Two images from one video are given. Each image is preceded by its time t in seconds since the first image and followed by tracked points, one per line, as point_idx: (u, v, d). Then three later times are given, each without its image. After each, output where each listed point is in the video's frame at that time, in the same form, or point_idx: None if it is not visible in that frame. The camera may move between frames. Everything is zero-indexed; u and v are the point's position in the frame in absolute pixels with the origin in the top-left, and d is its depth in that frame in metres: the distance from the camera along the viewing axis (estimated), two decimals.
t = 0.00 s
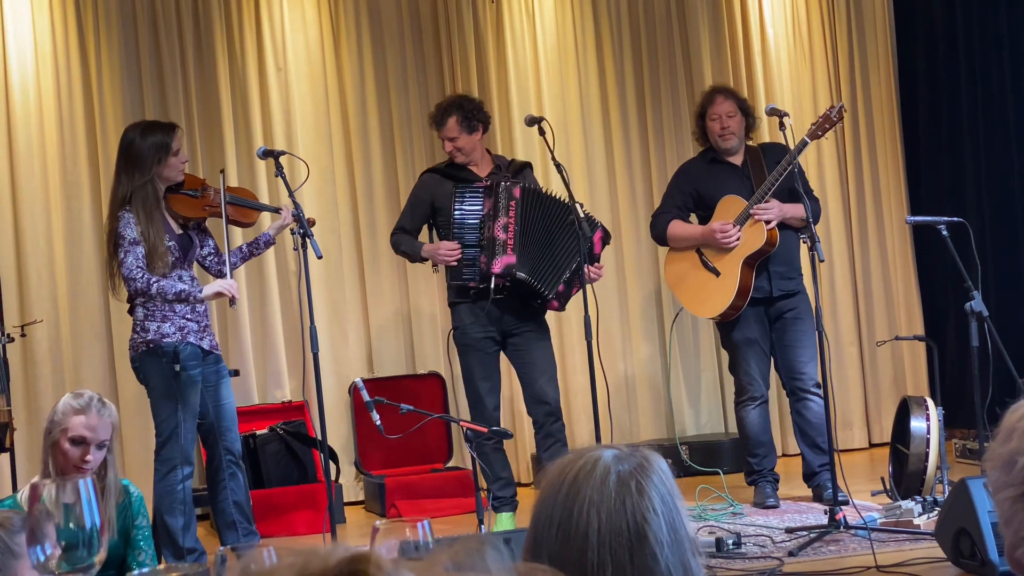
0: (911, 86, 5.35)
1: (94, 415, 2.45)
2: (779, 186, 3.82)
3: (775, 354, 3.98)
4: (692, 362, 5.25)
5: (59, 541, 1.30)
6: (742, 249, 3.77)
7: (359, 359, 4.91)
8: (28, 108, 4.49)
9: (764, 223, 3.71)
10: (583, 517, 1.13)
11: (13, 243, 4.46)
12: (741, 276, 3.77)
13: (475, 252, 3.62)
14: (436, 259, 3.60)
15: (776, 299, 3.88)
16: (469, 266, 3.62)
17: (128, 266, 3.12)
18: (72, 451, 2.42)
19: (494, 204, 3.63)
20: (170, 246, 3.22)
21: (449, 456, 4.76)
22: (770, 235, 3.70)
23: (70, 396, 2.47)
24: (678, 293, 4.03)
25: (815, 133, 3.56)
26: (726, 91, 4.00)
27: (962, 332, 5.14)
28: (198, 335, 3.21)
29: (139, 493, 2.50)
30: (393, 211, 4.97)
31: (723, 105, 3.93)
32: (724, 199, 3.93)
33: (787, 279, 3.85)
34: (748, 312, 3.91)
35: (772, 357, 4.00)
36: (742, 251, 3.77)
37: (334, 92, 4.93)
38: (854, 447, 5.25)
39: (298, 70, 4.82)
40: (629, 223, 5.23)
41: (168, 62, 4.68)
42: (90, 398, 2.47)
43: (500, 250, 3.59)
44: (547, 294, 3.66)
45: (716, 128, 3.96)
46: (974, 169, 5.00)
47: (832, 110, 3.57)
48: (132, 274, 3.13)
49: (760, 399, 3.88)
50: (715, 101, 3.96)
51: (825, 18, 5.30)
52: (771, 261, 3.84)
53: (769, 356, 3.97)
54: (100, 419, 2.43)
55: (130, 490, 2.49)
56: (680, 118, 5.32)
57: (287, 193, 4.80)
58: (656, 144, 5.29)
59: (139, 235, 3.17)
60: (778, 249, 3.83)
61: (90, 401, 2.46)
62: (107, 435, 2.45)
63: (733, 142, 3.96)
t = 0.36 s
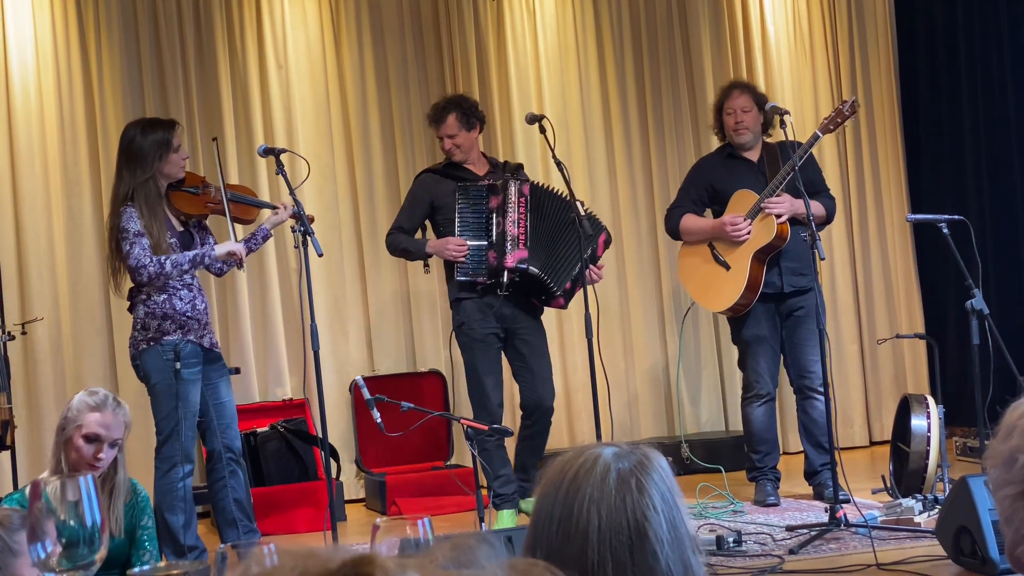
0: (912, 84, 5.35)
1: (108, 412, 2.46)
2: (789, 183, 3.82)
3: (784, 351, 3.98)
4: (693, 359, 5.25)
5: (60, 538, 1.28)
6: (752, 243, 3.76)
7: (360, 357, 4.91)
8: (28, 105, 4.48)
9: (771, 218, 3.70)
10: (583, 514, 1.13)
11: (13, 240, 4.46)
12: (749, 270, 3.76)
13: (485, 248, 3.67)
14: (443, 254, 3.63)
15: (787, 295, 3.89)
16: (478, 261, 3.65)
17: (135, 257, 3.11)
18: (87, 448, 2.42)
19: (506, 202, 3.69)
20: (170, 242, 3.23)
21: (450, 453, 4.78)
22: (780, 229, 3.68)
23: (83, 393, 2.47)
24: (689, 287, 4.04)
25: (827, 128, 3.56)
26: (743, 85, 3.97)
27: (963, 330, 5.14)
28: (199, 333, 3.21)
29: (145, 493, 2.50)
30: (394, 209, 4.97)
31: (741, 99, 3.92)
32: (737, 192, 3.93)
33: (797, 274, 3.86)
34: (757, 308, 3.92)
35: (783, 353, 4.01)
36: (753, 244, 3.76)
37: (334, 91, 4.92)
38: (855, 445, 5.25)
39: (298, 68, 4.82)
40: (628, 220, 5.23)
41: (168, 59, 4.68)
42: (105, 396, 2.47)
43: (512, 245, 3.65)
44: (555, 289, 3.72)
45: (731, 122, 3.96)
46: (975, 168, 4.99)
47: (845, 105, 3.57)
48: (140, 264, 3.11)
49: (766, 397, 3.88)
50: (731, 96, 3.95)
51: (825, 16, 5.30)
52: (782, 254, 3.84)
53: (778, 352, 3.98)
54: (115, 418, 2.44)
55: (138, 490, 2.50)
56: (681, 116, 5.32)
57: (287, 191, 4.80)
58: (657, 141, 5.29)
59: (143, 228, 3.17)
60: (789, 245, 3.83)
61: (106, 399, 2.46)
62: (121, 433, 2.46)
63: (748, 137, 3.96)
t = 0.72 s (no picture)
0: (912, 83, 5.36)
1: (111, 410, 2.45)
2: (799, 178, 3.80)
3: (791, 344, 3.97)
4: (693, 357, 5.25)
5: (58, 536, 1.28)
6: (754, 239, 3.77)
7: (360, 355, 4.91)
8: (28, 102, 4.48)
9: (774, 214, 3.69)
10: (582, 512, 1.13)
11: (12, 238, 4.45)
12: (750, 266, 3.77)
13: (491, 244, 3.67)
14: (451, 247, 3.62)
15: (794, 291, 3.87)
16: (483, 257, 3.66)
17: (134, 256, 3.13)
18: (88, 445, 2.39)
19: (516, 200, 3.68)
20: (172, 239, 3.23)
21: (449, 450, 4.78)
22: (785, 226, 3.67)
23: (86, 390, 2.46)
24: (700, 281, 4.07)
25: (831, 127, 3.56)
26: (763, 78, 3.92)
27: (962, 328, 5.15)
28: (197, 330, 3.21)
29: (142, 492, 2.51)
30: (394, 206, 4.97)
31: (759, 92, 3.88)
32: (749, 186, 3.92)
33: (805, 270, 3.85)
34: (764, 303, 3.91)
35: (790, 348, 4.00)
36: (756, 240, 3.76)
37: (334, 89, 4.92)
38: (855, 443, 5.25)
39: (298, 66, 4.82)
40: (628, 218, 5.23)
41: (168, 57, 4.68)
42: (109, 394, 2.46)
43: (522, 243, 3.65)
44: (559, 289, 3.75)
45: (749, 115, 3.94)
46: (975, 167, 4.99)
47: (849, 105, 3.55)
48: (155, 259, 3.10)
49: (770, 394, 3.88)
50: (750, 88, 3.91)
51: (825, 15, 5.30)
52: (790, 250, 3.83)
53: (785, 348, 3.96)
54: (118, 416, 2.42)
55: (136, 489, 2.50)
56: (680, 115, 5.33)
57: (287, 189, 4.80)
58: (656, 139, 5.29)
59: (149, 224, 3.16)
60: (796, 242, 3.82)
61: (110, 396, 2.45)
62: (123, 431, 2.44)
63: (764, 130, 3.92)
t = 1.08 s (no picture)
0: (911, 81, 5.35)
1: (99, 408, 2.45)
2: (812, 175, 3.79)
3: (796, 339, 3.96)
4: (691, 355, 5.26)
5: (57, 532, 1.28)
6: (763, 236, 3.77)
7: (358, 352, 4.91)
8: (26, 99, 4.47)
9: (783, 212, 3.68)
10: (581, 508, 1.13)
11: (11, 234, 4.46)
12: (759, 264, 3.77)
13: (489, 241, 3.69)
14: (448, 241, 3.63)
15: (801, 286, 3.86)
16: (481, 254, 3.68)
17: (134, 252, 3.16)
18: (77, 443, 2.40)
19: (515, 199, 3.69)
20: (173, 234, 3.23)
21: (447, 448, 4.78)
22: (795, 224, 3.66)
23: (74, 388, 2.47)
24: (705, 271, 4.08)
25: (847, 129, 3.58)
26: (771, 74, 3.90)
27: (960, 326, 5.15)
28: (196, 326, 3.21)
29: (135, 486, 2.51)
30: (392, 204, 4.97)
31: (766, 87, 3.86)
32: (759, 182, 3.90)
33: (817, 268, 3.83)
34: (771, 295, 3.89)
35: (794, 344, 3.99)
36: (764, 237, 3.76)
37: (333, 86, 4.92)
38: (853, 440, 5.25)
39: (296, 64, 4.82)
40: (627, 216, 5.23)
41: (166, 55, 4.68)
42: (96, 391, 2.47)
43: (519, 241, 3.66)
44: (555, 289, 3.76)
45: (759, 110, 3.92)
46: (973, 165, 4.99)
47: (866, 108, 3.58)
48: (172, 253, 3.11)
49: (770, 390, 3.87)
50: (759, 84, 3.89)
51: (824, 13, 5.30)
52: (796, 251, 3.83)
53: (788, 344, 3.94)
54: (107, 412, 2.43)
55: (130, 483, 2.50)
56: (679, 113, 5.32)
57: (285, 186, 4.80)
58: (655, 137, 5.29)
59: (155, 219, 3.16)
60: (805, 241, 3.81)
61: (98, 394, 2.46)
62: (112, 428, 2.44)
63: (772, 124, 3.89)
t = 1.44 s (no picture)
0: (909, 80, 5.36)
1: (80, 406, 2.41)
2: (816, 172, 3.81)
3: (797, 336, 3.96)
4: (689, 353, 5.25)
5: (53, 530, 1.28)
6: (766, 234, 3.78)
7: (356, 350, 4.91)
8: (24, 96, 4.48)
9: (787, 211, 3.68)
10: (579, 506, 1.13)
11: (9, 232, 4.46)
12: (764, 262, 3.78)
13: (487, 237, 3.68)
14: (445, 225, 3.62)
15: (806, 284, 3.86)
16: (479, 249, 3.67)
17: (131, 251, 3.14)
18: (60, 443, 2.37)
19: (512, 195, 3.69)
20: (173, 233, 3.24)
21: (445, 445, 4.78)
22: (795, 223, 3.66)
23: (54, 387, 2.42)
24: (713, 270, 4.09)
25: (847, 126, 3.59)
26: (777, 72, 3.91)
27: (958, 324, 5.16)
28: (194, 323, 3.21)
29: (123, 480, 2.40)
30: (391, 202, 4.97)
31: (772, 84, 3.86)
32: (764, 180, 3.92)
33: (823, 266, 3.81)
34: (775, 292, 3.89)
35: (795, 341, 3.99)
36: (768, 235, 3.76)
37: (331, 84, 4.91)
38: (850, 438, 5.26)
39: (294, 62, 4.82)
40: (625, 215, 5.23)
41: (164, 52, 4.68)
42: (77, 389, 2.42)
43: (518, 236, 3.65)
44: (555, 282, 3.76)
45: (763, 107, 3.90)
46: (971, 164, 4.99)
47: (867, 105, 3.58)
48: (164, 253, 3.11)
49: (769, 387, 3.86)
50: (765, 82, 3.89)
51: (822, 11, 5.31)
52: (799, 248, 3.82)
53: (791, 340, 3.93)
54: (89, 411, 2.40)
55: (115, 478, 2.41)
56: (677, 111, 5.32)
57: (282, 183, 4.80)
58: (652, 133, 5.29)
59: (152, 218, 3.16)
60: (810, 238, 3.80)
61: (79, 392, 2.41)
62: (96, 427, 2.41)
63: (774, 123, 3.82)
